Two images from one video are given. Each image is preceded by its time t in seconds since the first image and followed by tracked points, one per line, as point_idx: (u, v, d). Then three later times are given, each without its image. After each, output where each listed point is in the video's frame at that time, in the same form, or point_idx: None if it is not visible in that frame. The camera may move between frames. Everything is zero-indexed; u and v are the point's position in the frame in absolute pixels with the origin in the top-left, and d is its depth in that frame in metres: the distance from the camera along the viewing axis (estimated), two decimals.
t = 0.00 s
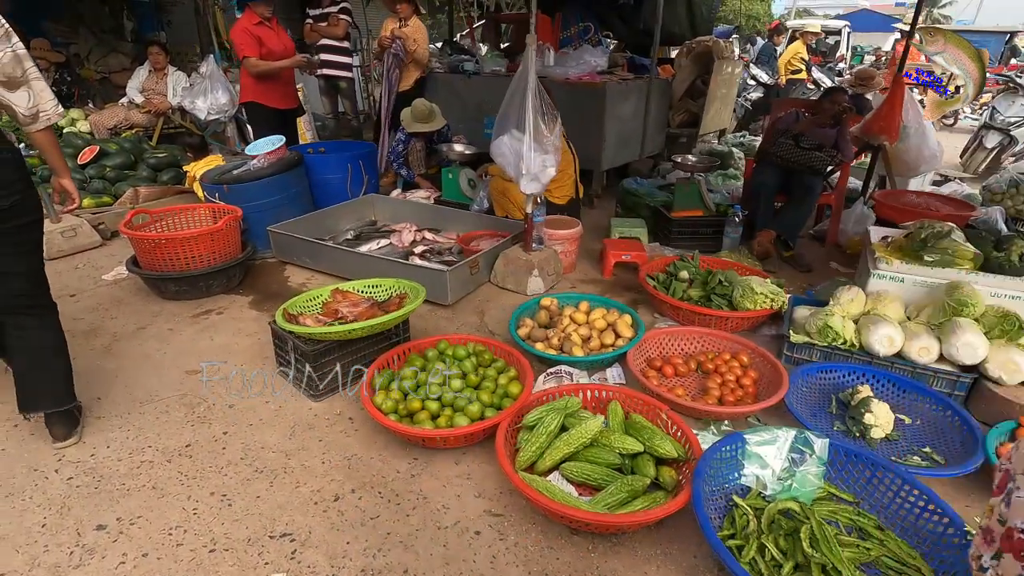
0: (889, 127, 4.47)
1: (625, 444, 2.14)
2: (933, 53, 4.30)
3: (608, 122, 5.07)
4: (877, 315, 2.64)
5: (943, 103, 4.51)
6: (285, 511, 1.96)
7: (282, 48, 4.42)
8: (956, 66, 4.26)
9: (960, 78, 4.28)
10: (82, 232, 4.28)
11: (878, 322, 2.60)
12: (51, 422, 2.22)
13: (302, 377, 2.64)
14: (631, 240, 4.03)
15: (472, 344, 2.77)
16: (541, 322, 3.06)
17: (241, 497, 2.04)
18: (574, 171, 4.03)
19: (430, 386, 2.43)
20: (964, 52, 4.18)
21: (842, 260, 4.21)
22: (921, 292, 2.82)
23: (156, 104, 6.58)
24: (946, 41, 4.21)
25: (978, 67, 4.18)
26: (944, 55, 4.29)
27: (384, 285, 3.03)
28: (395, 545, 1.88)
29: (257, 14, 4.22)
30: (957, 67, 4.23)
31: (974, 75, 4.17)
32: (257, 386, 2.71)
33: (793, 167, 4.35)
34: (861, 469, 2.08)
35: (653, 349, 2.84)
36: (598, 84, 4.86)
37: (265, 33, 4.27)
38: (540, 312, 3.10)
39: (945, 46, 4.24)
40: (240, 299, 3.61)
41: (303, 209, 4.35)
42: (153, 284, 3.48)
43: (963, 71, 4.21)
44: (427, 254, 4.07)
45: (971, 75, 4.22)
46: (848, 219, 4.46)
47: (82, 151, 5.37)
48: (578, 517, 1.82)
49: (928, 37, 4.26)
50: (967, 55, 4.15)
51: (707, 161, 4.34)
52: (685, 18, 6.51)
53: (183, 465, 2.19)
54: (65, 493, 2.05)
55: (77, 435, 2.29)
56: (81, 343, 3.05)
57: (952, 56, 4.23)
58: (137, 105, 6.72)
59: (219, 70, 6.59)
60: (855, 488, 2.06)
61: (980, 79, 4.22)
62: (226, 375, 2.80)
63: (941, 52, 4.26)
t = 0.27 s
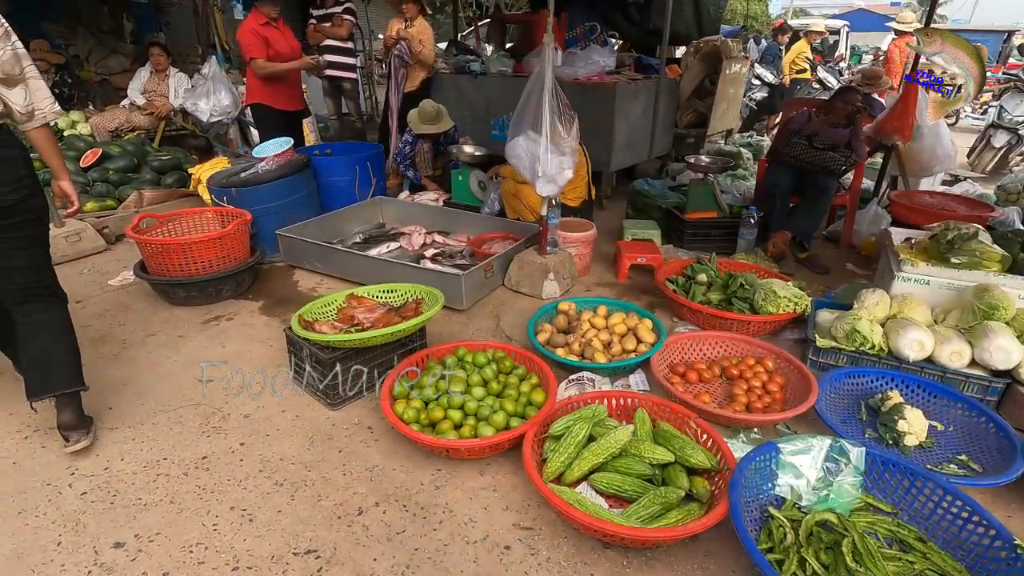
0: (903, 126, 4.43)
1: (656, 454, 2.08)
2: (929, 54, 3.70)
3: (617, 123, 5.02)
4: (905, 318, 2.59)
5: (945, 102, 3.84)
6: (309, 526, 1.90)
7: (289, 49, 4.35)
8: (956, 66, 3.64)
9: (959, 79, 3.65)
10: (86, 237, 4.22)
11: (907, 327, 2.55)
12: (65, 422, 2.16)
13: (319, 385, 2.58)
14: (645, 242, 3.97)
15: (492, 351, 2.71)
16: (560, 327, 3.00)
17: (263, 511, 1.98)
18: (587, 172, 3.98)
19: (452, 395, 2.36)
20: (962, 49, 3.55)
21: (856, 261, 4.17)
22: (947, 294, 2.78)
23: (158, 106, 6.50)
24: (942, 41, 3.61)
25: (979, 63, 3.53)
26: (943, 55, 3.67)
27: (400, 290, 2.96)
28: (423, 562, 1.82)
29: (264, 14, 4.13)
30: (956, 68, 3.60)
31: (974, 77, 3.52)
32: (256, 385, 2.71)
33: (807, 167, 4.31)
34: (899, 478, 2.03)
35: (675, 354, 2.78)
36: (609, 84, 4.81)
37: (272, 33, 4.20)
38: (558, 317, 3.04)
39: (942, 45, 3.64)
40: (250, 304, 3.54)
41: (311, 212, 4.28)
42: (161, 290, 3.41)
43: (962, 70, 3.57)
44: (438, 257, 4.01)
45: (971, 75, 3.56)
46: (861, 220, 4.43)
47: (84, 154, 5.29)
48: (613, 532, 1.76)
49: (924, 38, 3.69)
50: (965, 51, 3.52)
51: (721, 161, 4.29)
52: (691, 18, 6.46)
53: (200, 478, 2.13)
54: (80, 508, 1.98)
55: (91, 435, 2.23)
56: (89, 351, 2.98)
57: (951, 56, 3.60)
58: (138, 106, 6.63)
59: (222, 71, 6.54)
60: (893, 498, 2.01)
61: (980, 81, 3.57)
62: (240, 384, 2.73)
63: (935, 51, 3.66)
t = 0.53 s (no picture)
0: (915, 130, 4.40)
1: (683, 472, 2.04)
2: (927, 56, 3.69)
3: (626, 127, 4.98)
4: (930, 329, 2.56)
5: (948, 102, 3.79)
6: (332, 549, 1.86)
7: (295, 54, 4.30)
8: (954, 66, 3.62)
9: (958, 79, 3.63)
10: (91, 245, 4.17)
11: (932, 338, 2.52)
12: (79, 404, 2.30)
13: (335, 400, 2.53)
14: (658, 249, 3.93)
15: (509, 363, 2.67)
16: (576, 338, 2.97)
17: (283, 534, 1.94)
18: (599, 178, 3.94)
19: (472, 411, 2.32)
20: (961, 49, 3.54)
21: (870, 267, 4.14)
22: (969, 304, 2.75)
23: (160, 111, 6.44)
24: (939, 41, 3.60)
25: (978, 61, 3.52)
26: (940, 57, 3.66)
27: (414, 301, 2.92)
28: None
29: (270, 19, 4.07)
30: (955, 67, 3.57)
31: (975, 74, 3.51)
32: (256, 386, 2.77)
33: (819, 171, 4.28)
34: (932, 495, 2.00)
35: (695, 366, 2.74)
36: (618, 89, 4.78)
37: (280, 39, 4.16)
38: (573, 328, 3.01)
39: (939, 46, 3.62)
40: (259, 315, 3.49)
41: (319, 219, 4.23)
42: (170, 300, 3.36)
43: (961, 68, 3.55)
44: (449, 265, 3.97)
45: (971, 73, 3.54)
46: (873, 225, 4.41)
47: (87, 160, 5.23)
48: (645, 556, 1.72)
49: (921, 40, 3.66)
50: (964, 50, 3.51)
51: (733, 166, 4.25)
52: (697, 20, 6.43)
53: (217, 499, 2.08)
54: (95, 531, 1.93)
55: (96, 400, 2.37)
56: (98, 365, 2.93)
57: (949, 56, 3.59)
58: (140, 111, 6.57)
59: (225, 76, 6.51)
60: (926, 517, 1.97)
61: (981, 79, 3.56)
62: (253, 398, 2.69)
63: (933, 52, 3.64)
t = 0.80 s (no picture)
0: (926, 133, 4.34)
1: (706, 491, 1.98)
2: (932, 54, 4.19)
3: (633, 130, 4.93)
4: (953, 340, 2.51)
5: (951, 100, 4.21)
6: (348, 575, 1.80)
7: (297, 57, 4.25)
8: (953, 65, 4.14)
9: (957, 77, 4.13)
10: (92, 253, 4.10)
11: (954, 349, 2.47)
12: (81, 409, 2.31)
13: (345, 415, 2.47)
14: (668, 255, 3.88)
15: (522, 375, 2.62)
16: (589, 349, 2.91)
17: (295, 558, 1.88)
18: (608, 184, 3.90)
19: (487, 427, 2.27)
20: (960, 51, 4.09)
21: (882, 272, 4.10)
22: (990, 313, 2.70)
23: (160, 115, 6.37)
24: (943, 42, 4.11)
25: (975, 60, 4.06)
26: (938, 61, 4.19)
27: (424, 312, 2.86)
28: None
29: (272, 23, 4.01)
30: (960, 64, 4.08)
31: (974, 69, 4.05)
32: (256, 385, 2.83)
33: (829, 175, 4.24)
34: (962, 514, 1.95)
35: (712, 378, 2.69)
36: (626, 92, 4.72)
37: (283, 43, 4.10)
38: (585, 338, 2.96)
39: (939, 48, 4.16)
40: (264, 325, 3.43)
41: (324, 226, 4.17)
42: (173, 311, 3.29)
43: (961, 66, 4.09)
44: (456, 272, 3.92)
45: (969, 68, 4.07)
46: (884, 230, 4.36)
47: (86, 165, 5.17)
48: None
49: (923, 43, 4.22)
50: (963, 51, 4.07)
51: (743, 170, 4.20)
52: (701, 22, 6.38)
53: (227, 521, 2.02)
54: (101, 556, 1.88)
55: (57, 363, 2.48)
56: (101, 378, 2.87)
57: (950, 55, 4.12)
58: (139, 115, 6.50)
59: (225, 79, 6.42)
60: (957, 536, 1.92)
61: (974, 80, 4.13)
62: (261, 413, 2.62)
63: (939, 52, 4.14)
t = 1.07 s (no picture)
0: (938, 133, 4.29)
1: (732, 509, 1.91)
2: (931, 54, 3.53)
3: (640, 131, 4.86)
4: (981, 349, 2.43)
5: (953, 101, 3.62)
6: None
7: (299, 57, 4.17)
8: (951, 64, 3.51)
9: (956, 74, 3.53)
10: (89, 258, 4.01)
11: (982, 358, 2.40)
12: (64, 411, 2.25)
13: (353, 428, 2.38)
14: (679, 259, 3.80)
15: (536, 386, 2.53)
16: (603, 357, 2.83)
17: None
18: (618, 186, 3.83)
19: (502, 441, 2.18)
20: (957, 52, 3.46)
21: (896, 275, 4.02)
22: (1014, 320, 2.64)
23: (158, 117, 6.28)
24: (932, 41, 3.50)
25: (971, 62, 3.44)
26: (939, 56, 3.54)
27: (433, 320, 2.78)
28: None
29: (274, 22, 3.92)
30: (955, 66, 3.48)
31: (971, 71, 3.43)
32: (257, 391, 2.77)
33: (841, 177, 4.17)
34: (1000, 532, 1.87)
35: (731, 387, 2.61)
36: (633, 92, 4.65)
37: (285, 42, 4.02)
38: (598, 346, 2.87)
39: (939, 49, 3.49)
40: (267, 332, 3.34)
41: (327, 230, 4.08)
42: (173, 318, 3.20)
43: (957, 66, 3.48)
44: (462, 277, 3.84)
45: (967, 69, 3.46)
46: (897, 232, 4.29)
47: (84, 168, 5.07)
48: None
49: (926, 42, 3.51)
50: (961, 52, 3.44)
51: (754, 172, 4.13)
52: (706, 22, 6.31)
53: (232, 542, 1.94)
54: None
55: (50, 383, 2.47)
56: (100, 389, 2.78)
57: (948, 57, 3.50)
58: (137, 116, 6.41)
59: (224, 80, 6.33)
60: (995, 556, 1.85)
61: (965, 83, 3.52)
62: (265, 425, 2.54)
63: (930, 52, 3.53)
